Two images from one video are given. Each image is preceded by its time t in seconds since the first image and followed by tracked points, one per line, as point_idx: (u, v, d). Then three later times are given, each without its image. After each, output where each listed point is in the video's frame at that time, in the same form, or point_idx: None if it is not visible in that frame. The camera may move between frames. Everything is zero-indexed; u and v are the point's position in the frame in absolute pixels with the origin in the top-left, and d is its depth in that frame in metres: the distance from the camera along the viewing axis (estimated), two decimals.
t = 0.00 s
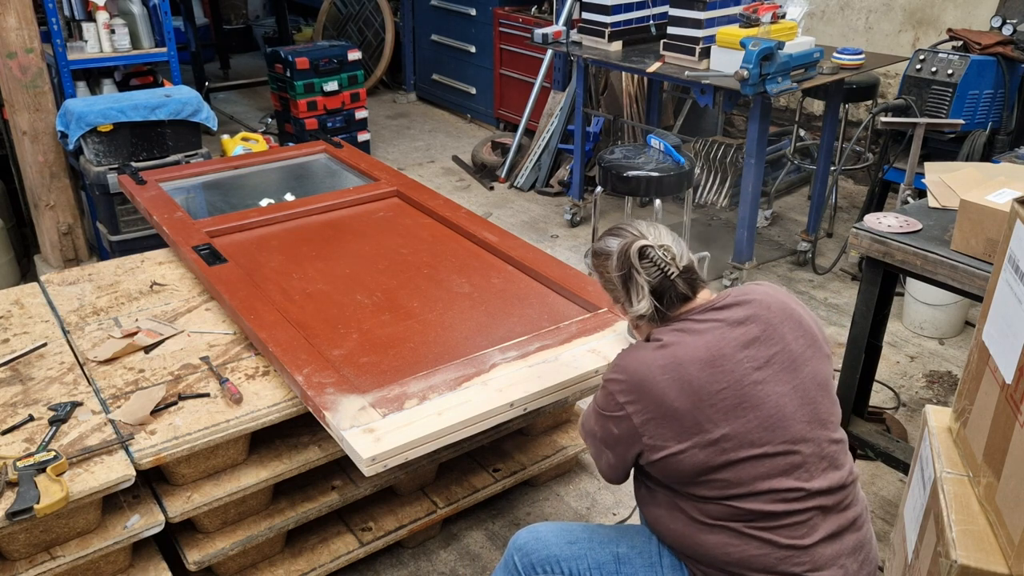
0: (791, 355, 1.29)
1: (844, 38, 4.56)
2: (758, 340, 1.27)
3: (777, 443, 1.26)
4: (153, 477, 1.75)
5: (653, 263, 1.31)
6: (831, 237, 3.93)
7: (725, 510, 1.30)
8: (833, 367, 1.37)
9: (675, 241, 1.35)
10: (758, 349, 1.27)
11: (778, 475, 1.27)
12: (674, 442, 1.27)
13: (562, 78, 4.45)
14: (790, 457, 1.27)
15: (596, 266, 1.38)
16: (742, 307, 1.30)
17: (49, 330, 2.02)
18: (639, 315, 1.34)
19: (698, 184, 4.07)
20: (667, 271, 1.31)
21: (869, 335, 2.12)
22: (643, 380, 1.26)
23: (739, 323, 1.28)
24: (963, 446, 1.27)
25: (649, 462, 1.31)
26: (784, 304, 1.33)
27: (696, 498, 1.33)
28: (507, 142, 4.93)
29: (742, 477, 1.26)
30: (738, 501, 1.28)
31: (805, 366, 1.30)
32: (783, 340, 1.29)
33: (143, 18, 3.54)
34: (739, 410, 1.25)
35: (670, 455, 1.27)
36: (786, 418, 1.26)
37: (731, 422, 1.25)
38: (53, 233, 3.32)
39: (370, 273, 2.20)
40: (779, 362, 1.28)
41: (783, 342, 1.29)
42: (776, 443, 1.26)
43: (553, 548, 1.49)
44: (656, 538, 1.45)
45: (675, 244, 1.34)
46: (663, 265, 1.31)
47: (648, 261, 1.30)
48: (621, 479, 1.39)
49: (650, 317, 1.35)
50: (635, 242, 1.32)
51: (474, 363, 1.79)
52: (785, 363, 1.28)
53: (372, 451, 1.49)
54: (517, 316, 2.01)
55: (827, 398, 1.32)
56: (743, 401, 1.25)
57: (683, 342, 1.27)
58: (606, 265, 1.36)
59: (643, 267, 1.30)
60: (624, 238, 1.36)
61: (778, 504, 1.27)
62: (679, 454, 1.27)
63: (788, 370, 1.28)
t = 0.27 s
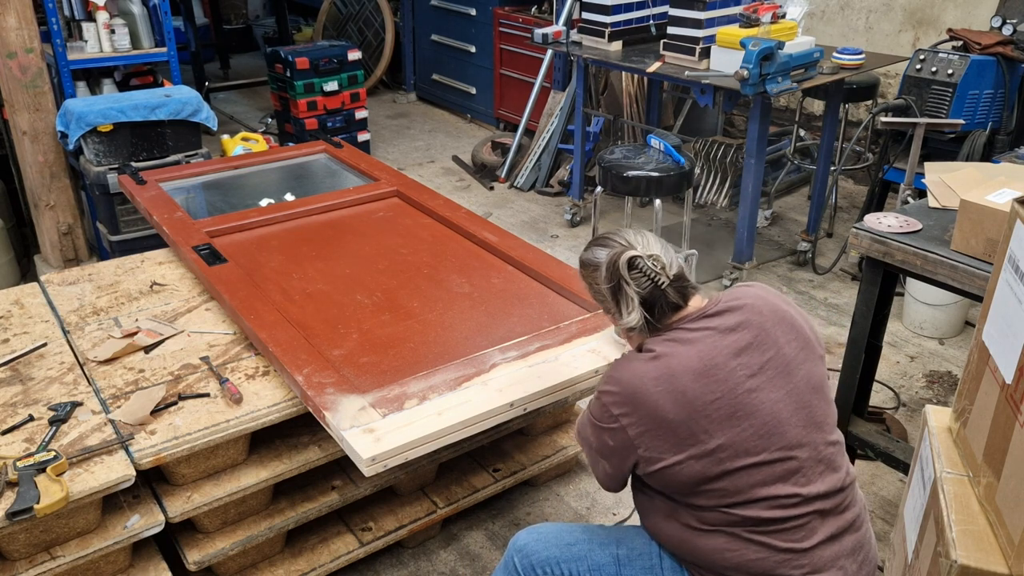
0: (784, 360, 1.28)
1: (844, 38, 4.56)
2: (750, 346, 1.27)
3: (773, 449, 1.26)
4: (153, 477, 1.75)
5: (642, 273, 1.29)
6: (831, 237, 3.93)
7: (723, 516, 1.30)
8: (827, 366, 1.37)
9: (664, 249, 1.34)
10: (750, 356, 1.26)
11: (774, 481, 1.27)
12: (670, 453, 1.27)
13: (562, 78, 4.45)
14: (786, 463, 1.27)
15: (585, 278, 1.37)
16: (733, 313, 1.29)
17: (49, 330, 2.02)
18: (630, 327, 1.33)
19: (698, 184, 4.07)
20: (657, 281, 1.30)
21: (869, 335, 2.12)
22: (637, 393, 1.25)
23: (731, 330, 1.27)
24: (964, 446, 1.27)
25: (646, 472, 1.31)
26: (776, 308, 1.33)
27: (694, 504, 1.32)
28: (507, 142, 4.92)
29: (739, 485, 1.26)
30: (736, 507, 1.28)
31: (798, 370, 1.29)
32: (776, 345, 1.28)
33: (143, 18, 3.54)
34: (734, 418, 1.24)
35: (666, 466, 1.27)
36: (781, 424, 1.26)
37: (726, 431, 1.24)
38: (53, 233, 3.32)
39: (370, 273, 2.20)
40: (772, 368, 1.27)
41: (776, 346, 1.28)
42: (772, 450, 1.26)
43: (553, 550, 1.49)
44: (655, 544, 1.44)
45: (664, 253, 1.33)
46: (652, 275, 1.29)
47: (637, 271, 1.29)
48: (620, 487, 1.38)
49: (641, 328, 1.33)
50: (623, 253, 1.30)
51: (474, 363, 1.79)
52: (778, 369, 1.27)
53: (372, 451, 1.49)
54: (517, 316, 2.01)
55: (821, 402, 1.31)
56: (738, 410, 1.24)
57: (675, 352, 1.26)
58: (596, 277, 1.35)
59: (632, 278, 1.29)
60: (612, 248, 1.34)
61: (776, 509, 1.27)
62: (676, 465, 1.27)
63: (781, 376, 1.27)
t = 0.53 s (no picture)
0: (778, 361, 1.28)
1: (844, 38, 4.56)
2: (745, 348, 1.27)
3: (771, 451, 1.26)
4: (153, 477, 1.75)
5: (634, 280, 1.27)
6: (831, 237, 3.93)
7: (722, 520, 1.30)
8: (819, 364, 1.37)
9: (654, 252, 1.32)
10: (745, 358, 1.26)
11: (773, 483, 1.27)
12: (669, 459, 1.26)
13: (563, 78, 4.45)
14: (784, 464, 1.27)
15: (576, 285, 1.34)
16: (726, 315, 1.29)
17: (49, 330, 2.02)
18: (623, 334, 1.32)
19: (698, 184, 4.07)
20: (648, 286, 1.28)
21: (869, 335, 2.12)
22: (635, 401, 1.24)
23: (725, 333, 1.27)
24: (964, 446, 1.27)
25: (645, 481, 1.30)
26: (767, 308, 1.33)
27: (693, 509, 1.32)
28: (507, 142, 4.92)
29: (738, 488, 1.26)
30: (735, 509, 1.28)
31: (792, 370, 1.29)
32: (769, 345, 1.28)
33: (143, 18, 3.54)
34: (732, 422, 1.24)
35: (666, 473, 1.27)
36: (779, 426, 1.26)
37: (724, 435, 1.24)
38: (53, 233, 3.32)
39: (370, 273, 2.20)
40: (767, 369, 1.27)
41: (769, 346, 1.28)
42: (770, 451, 1.25)
43: (553, 550, 1.49)
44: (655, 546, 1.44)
45: (654, 257, 1.30)
46: (643, 281, 1.27)
47: (628, 278, 1.27)
48: (616, 499, 1.37)
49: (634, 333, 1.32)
50: (613, 259, 1.28)
51: (474, 363, 1.79)
52: (773, 370, 1.27)
53: (372, 451, 1.49)
54: (517, 316, 2.01)
55: (816, 402, 1.31)
56: (735, 413, 1.24)
57: (671, 358, 1.25)
58: (586, 284, 1.33)
59: (623, 285, 1.27)
60: (602, 254, 1.32)
61: (775, 510, 1.27)
62: (676, 472, 1.26)
63: (776, 377, 1.27)
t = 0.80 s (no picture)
0: (774, 364, 1.28)
1: (844, 38, 4.56)
2: (741, 353, 1.26)
3: (770, 456, 1.25)
4: (153, 477, 1.75)
5: (631, 288, 1.25)
6: (830, 237, 3.93)
7: (724, 525, 1.29)
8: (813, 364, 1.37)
9: (648, 260, 1.30)
10: (742, 363, 1.26)
11: (773, 487, 1.27)
12: (672, 471, 1.25)
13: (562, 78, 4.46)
14: (784, 467, 1.27)
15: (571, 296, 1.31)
16: (720, 321, 1.29)
17: (49, 330, 2.02)
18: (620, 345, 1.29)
19: (698, 184, 4.07)
20: (646, 294, 1.27)
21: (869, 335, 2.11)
22: (636, 413, 1.23)
23: (721, 338, 1.27)
24: (964, 446, 1.27)
25: (647, 493, 1.29)
26: (760, 310, 1.33)
27: (694, 516, 1.32)
28: (507, 142, 4.92)
29: (740, 494, 1.26)
30: (736, 514, 1.28)
31: (788, 372, 1.29)
32: (765, 349, 1.28)
33: (143, 18, 3.54)
34: (732, 429, 1.24)
35: (669, 484, 1.26)
36: (778, 430, 1.26)
37: (725, 443, 1.24)
38: (53, 233, 3.32)
39: (370, 273, 2.20)
40: (764, 373, 1.27)
41: (765, 350, 1.28)
42: (770, 456, 1.25)
43: (554, 552, 1.49)
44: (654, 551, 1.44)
45: (648, 265, 1.29)
46: (641, 289, 1.26)
47: (626, 287, 1.25)
48: (616, 513, 1.36)
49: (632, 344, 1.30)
50: (610, 268, 1.26)
51: (474, 363, 1.80)
52: (770, 373, 1.27)
53: (373, 450, 1.49)
54: (517, 316, 2.01)
55: (812, 404, 1.31)
56: (735, 420, 1.24)
57: (670, 368, 1.24)
58: (581, 295, 1.31)
59: (621, 295, 1.24)
60: (597, 264, 1.30)
61: (776, 515, 1.27)
62: (679, 483, 1.26)
63: (774, 380, 1.27)
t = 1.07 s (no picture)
0: (767, 368, 1.28)
1: (844, 38, 4.56)
2: (734, 360, 1.26)
3: (767, 461, 1.25)
4: (153, 477, 1.75)
5: (623, 301, 1.25)
6: (831, 237, 3.93)
7: (723, 530, 1.29)
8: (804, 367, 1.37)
9: (636, 273, 1.30)
10: (735, 370, 1.25)
11: (771, 492, 1.27)
12: (671, 481, 1.25)
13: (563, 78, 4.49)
14: (780, 472, 1.26)
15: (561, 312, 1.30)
16: (710, 327, 1.28)
17: (49, 330, 2.02)
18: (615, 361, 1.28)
19: (698, 184, 4.07)
20: (637, 307, 1.26)
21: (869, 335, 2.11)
22: (634, 427, 1.22)
23: (712, 346, 1.26)
24: (964, 446, 1.27)
25: (647, 505, 1.29)
26: (750, 313, 1.32)
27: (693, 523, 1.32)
28: (507, 142, 4.92)
29: (739, 499, 1.26)
30: (736, 520, 1.28)
31: (781, 376, 1.29)
32: (757, 353, 1.28)
33: (143, 18, 3.54)
34: (730, 437, 1.23)
35: (669, 495, 1.26)
36: (773, 435, 1.26)
37: (723, 452, 1.23)
38: (53, 233, 3.32)
39: (370, 273, 2.20)
40: (757, 378, 1.26)
41: (758, 355, 1.28)
42: (767, 461, 1.25)
43: (553, 554, 1.50)
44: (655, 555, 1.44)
45: (637, 277, 1.29)
46: (632, 302, 1.25)
47: (617, 300, 1.24)
48: (614, 525, 1.35)
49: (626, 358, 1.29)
50: (600, 282, 1.25)
51: (474, 363, 1.80)
52: (763, 379, 1.27)
53: (373, 451, 1.49)
54: (516, 316, 2.01)
55: (806, 407, 1.31)
56: (732, 428, 1.23)
57: (665, 381, 1.23)
58: (572, 310, 1.30)
59: (613, 308, 1.24)
60: (586, 278, 1.30)
61: (775, 519, 1.27)
62: (679, 493, 1.25)
63: (767, 385, 1.27)
